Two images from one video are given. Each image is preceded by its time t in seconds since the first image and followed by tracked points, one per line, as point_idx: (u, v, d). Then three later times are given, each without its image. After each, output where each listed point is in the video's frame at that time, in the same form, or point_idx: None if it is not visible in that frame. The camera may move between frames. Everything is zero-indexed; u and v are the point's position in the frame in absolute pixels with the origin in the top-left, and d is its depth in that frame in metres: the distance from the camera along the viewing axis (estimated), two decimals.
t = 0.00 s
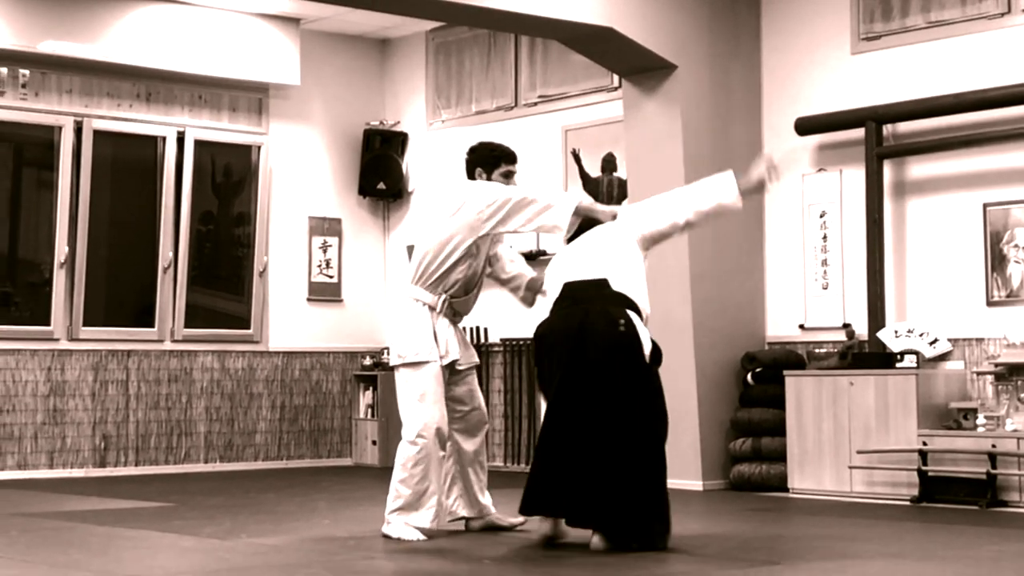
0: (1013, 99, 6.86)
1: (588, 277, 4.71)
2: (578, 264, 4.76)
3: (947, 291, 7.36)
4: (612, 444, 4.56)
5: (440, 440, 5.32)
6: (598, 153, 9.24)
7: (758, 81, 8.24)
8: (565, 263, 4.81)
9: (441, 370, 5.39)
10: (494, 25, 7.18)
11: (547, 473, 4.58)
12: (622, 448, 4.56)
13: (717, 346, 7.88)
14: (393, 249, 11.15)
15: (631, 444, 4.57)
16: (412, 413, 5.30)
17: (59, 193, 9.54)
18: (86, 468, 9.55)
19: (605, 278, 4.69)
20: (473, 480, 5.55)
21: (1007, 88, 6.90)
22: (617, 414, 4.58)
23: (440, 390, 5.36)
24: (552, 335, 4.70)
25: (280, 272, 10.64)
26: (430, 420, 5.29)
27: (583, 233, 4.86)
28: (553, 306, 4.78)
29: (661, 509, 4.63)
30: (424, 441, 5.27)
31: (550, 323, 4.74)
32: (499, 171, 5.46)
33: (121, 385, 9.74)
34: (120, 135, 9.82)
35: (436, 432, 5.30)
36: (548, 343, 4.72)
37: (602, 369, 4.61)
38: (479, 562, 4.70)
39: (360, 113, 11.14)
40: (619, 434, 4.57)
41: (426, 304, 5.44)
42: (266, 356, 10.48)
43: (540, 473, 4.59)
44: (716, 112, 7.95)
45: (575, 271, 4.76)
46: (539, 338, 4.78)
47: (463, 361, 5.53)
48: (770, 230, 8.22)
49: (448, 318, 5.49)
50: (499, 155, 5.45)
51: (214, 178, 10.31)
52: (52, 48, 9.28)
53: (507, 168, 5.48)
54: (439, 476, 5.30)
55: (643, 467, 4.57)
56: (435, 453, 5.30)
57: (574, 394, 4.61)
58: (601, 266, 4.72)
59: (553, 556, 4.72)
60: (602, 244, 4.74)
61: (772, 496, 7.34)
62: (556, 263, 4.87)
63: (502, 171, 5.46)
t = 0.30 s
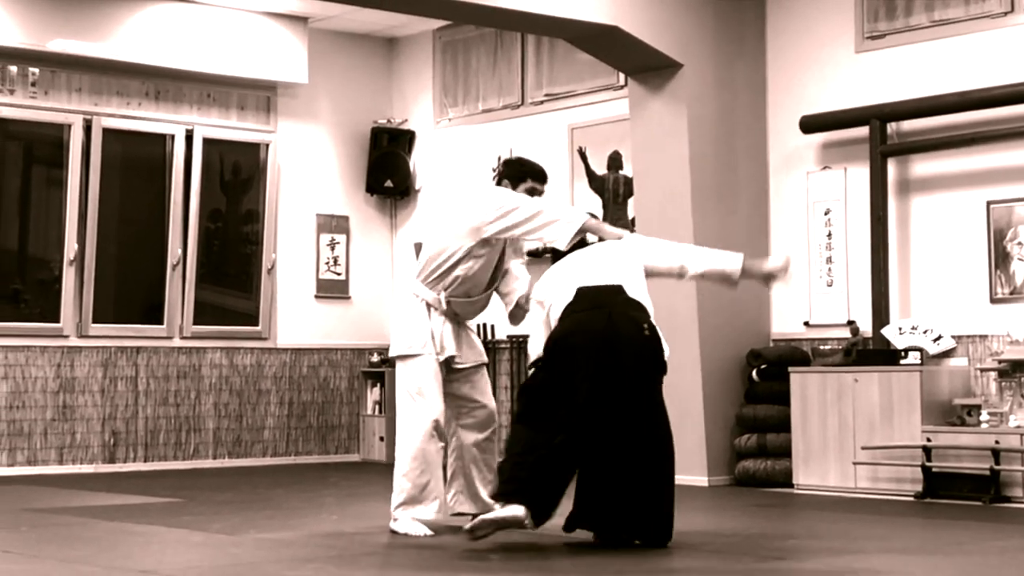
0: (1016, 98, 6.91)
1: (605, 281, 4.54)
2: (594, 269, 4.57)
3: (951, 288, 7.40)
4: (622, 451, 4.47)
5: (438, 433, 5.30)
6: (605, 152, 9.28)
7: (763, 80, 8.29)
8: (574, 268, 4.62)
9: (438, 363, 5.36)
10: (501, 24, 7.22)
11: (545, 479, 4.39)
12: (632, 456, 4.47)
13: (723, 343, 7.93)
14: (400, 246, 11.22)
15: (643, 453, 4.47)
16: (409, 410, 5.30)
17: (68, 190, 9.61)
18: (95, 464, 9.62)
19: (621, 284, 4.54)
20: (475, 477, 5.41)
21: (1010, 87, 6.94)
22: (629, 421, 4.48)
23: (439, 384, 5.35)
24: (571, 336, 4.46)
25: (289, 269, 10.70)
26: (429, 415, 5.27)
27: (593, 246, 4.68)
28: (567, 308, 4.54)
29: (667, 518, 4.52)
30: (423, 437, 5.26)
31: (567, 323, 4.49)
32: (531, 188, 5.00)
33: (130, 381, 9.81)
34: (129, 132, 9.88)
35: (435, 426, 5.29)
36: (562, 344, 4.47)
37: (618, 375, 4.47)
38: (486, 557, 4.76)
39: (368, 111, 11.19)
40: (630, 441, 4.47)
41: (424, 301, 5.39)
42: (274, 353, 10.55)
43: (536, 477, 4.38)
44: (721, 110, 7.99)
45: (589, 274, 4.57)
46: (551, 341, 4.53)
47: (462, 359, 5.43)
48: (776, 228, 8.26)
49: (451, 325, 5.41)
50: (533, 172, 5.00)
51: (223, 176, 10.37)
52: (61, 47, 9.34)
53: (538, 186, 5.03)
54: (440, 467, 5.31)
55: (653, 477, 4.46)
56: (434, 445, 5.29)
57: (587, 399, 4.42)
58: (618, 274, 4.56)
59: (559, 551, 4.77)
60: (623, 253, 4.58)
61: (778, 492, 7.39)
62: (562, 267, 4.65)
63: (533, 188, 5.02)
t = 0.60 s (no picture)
0: (1020, 96, 6.95)
1: (609, 287, 4.49)
2: (595, 275, 4.52)
3: (955, 285, 7.45)
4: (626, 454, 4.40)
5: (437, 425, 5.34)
6: (611, 150, 9.34)
7: (768, 78, 8.33)
8: (571, 274, 4.52)
9: (436, 353, 5.42)
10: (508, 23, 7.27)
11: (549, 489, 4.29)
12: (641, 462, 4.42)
13: (728, 340, 7.98)
14: (408, 244, 11.30)
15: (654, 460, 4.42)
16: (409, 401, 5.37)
17: (78, 187, 9.67)
18: (105, 460, 9.68)
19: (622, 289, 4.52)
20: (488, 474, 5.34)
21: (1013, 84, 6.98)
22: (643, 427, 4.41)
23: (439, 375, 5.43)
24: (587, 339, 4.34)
25: (297, 266, 10.78)
26: (426, 408, 5.32)
27: (579, 254, 4.67)
28: (573, 313, 4.42)
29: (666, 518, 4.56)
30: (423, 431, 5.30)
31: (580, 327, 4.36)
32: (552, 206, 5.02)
33: (139, 377, 9.88)
34: (139, 130, 9.95)
35: (432, 419, 5.33)
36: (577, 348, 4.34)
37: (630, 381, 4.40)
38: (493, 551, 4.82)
39: (375, 109, 11.26)
40: (639, 447, 4.42)
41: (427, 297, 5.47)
42: (283, 349, 10.63)
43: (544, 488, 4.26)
44: (727, 107, 8.04)
45: (592, 279, 4.50)
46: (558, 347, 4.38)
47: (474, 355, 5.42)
48: (781, 225, 8.31)
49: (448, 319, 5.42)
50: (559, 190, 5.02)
51: (232, 173, 10.43)
52: (71, 45, 9.40)
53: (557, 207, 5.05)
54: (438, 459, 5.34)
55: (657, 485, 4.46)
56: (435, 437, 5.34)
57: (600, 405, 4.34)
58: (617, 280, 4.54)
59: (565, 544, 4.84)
60: (620, 263, 4.59)
61: (782, 487, 7.45)
62: (556, 271, 4.54)
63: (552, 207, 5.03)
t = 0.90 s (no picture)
0: None
1: (610, 283, 4.48)
2: (594, 272, 4.51)
3: (961, 281, 7.49)
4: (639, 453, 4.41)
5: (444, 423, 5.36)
6: (619, 146, 9.39)
7: (774, 75, 8.38)
8: (570, 271, 4.48)
9: (446, 350, 5.47)
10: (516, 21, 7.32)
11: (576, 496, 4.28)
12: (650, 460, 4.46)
13: (735, 336, 8.03)
14: (417, 241, 11.37)
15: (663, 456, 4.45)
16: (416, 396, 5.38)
17: (89, 184, 9.74)
18: (116, 455, 9.76)
19: (621, 284, 4.52)
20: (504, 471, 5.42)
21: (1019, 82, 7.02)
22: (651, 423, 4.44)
23: (448, 371, 5.47)
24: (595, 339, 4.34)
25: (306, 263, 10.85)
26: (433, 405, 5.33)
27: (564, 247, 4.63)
28: (578, 310, 4.41)
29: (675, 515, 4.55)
30: (430, 429, 5.32)
31: (588, 326, 4.35)
32: (551, 202, 5.23)
33: (150, 373, 9.95)
34: (149, 127, 10.01)
35: (439, 417, 5.35)
36: (585, 348, 4.34)
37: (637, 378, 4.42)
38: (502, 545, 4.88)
39: (384, 107, 11.32)
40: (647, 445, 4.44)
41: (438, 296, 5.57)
42: (292, 345, 10.70)
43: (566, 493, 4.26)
44: (733, 104, 8.09)
45: (592, 276, 4.49)
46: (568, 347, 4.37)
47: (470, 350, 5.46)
48: (787, 222, 8.36)
49: (454, 317, 5.49)
50: (567, 192, 5.23)
51: (242, 170, 10.50)
52: (82, 43, 9.47)
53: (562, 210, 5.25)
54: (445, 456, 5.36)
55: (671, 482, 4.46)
56: (440, 435, 5.35)
57: (610, 407, 4.36)
58: (616, 277, 4.53)
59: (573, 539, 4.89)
60: (608, 262, 4.58)
61: (789, 482, 7.50)
62: (555, 267, 4.49)
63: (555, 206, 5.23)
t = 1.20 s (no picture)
0: None
1: (618, 282, 4.53)
2: (601, 269, 4.56)
3: (968, 276, 7.52)
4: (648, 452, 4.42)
5: (456, 419, 5.38)
6: (628, 143, 9.43)
7: (783, 72, 8.41)
8: (576, 266, 4.54)
9: (458, 347, 5.50)
10: (525, 18, 7.36)
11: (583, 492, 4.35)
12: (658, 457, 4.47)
13: (743, 332, 8.08)
14: (427, 237, 11.43)
15: (672, 452, 4.49)
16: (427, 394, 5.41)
17: (101, 181, 9.81)
18: (128, 450, 9.83)
19: (629, 283, 4.57)
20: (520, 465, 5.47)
21: None
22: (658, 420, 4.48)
23: (460, 368, 5.50)
24: (604, 338, 4.39)
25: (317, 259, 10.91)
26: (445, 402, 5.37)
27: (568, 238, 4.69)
28: (588, 309, 4.47)
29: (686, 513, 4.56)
30: (441, 425, 5.35)
31: (597, 325, 4.40)
32: (546, 191, 5.27)
33: (162, 368, 10.02)
34: (161, 124, 10.08)
35: (451, 413, 5.37)
36: (593, 346, 4.39)
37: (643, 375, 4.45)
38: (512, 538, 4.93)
39: (394, 104, 11.37)
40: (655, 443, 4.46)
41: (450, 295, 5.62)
42: (303, 341, 10.76)
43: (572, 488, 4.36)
44: (742, 101, 8.13)
45: (599, 273, 4.55)
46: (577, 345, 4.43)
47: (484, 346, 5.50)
48: (795, 219, 8.39)
49: (465, 315, 5.53)
50: (562, 179, 5.27)
51: (253, 167, 10.57)
52: (94, 41, 9.52)
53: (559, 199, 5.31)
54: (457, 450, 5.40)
55: (682, 479, 4.51)
56: (451, 432, 5.37)
57: (616, 404, 4.40)
58: (624, 275, 4.58)
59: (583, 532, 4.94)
60: (613, 259, 4.64)
61: (797, 476, 7.54)
62: (560, 262, 4.55)
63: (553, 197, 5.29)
